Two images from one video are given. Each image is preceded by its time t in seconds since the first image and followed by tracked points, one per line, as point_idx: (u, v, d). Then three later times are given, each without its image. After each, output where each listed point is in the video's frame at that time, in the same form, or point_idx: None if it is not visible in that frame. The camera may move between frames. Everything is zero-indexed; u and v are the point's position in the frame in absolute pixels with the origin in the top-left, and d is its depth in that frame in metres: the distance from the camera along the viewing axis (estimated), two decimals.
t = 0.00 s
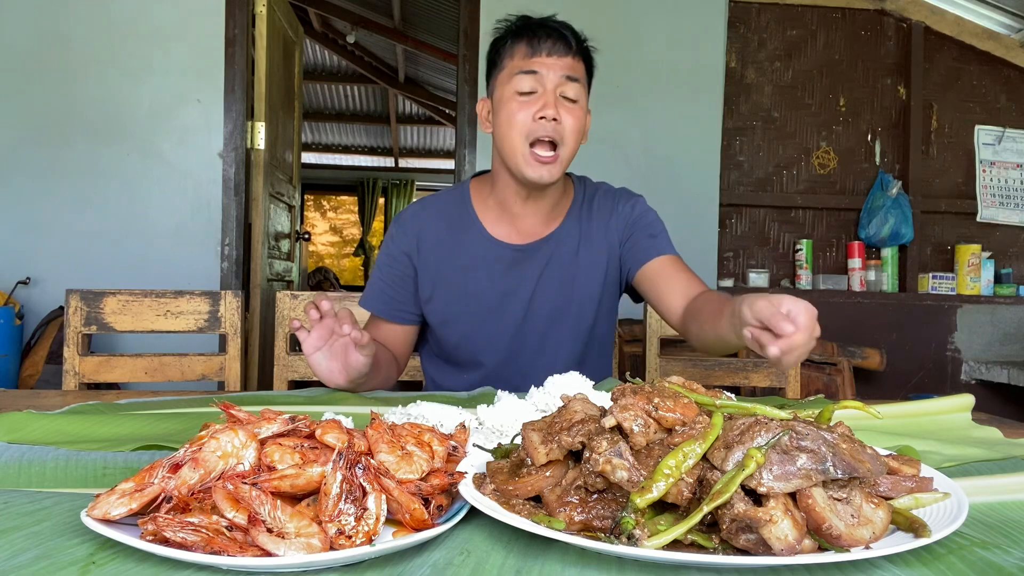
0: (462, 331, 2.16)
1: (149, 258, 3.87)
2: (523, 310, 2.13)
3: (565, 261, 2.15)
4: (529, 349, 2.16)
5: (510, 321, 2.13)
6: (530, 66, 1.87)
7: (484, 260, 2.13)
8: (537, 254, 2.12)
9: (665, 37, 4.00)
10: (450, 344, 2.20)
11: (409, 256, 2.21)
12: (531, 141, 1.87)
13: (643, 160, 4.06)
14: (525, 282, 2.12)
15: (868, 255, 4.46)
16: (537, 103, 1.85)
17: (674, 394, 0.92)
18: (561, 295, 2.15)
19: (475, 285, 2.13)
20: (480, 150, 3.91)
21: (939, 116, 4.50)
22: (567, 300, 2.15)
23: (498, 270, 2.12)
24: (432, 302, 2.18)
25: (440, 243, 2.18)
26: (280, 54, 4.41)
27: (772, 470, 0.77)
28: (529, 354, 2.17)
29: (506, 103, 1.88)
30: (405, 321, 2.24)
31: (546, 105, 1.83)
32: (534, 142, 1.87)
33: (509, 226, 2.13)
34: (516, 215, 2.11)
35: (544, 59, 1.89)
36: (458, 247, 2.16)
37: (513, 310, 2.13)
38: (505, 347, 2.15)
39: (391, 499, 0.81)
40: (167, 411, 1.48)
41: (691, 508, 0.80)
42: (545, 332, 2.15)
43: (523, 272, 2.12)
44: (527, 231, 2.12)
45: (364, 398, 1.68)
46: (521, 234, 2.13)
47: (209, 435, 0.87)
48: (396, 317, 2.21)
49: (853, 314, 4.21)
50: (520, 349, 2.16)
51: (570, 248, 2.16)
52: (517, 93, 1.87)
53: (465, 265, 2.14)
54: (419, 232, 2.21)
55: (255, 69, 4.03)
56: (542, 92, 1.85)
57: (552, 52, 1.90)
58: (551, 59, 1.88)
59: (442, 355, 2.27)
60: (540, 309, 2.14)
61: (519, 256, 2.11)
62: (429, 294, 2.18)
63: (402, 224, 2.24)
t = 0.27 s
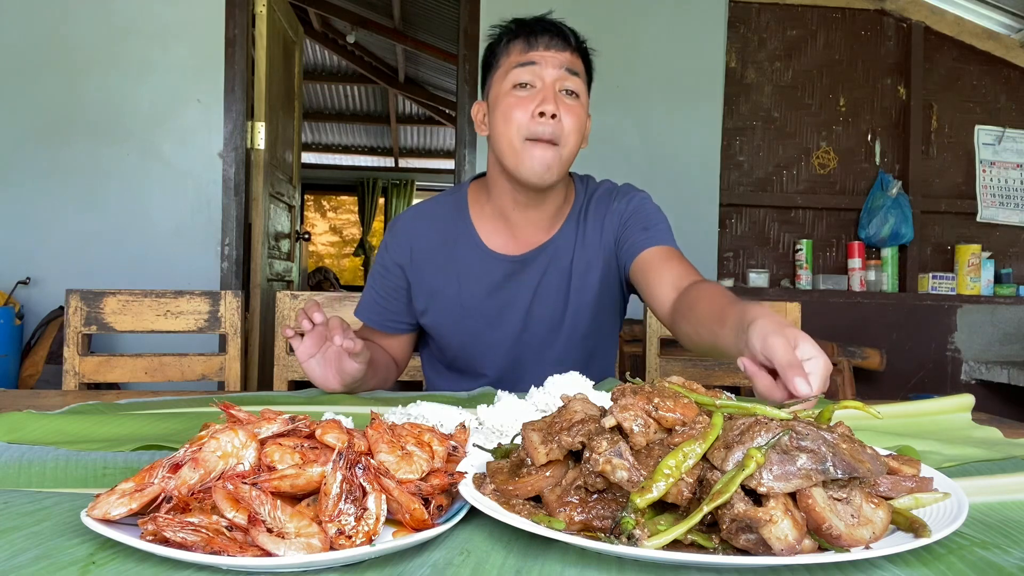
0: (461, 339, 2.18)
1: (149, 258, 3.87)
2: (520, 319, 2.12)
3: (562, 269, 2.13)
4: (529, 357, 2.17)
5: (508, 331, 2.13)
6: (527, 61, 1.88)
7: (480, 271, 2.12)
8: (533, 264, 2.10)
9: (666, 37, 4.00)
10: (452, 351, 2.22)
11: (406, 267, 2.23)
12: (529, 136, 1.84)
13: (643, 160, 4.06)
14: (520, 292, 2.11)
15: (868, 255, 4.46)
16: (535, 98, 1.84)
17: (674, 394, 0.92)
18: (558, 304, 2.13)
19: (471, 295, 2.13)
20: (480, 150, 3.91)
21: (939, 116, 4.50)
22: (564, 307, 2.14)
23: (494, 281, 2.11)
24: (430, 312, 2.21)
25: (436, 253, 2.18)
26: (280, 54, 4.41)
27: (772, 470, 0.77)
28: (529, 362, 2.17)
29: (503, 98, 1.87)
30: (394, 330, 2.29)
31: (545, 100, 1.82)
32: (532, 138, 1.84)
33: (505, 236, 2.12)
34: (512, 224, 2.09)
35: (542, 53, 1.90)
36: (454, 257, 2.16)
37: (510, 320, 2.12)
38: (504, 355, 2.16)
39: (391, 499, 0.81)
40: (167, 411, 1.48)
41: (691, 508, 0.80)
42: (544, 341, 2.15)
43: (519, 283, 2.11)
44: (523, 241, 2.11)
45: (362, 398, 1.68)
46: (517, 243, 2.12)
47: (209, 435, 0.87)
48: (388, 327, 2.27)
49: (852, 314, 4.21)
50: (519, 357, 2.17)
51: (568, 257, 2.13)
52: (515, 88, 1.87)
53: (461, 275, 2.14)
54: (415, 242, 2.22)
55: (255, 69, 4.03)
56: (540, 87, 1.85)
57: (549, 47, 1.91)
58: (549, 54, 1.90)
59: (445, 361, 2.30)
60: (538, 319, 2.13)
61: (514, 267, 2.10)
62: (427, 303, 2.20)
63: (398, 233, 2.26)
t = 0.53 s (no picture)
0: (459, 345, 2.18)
1: (149, 258, 3.87)
2: (518, 325, 2.13)
3: (559, 275, 2.12)
4: (528, 361, 2.18)
5: (506, 337, 2.13)
6: (525, 69, 1.87)
7: (476, 279, 2.11)
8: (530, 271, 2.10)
9: (666, 36, 4.00)
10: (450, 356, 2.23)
11: (400, 276, 2.22)
12: (526, 146, 1.85)
13: (643, 160, 4.06)
14: (516, 299, 2.11)
15: (868, 255, 4.46)
16: (532, 107, 1.84)
17: (674, 394, 0.92)
18: (556, 310, 2.13)
19: (468, 303, 2.13)
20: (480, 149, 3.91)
21: (939, 116, 4.50)
22: (560, 313, 2.14)
23: (490, 289, 2.10)
24: (426, 319, 2.21)
25: (431, 261, 2.17)
26: (280, 54, 4.41)
27: (772, 470, 0.77)
28: (528, 366, 2.19)
29: (499, 106, 1.87)
30: (393, 336, 2.29)
31: (542, 111, 1.82)
32: (528, 148, 1.85)
33: (501, 242, 2.12)
34: (508, 231, 2.09)
35: (540, 61, 1.88)
36: (449, 265, 2.15)
37: (508, 326, 2.13)
38: (503, 360, 2.16)
39: (391, 499, 0.81)
40: (167, 411, 1.48)
41: (691, 508, 0.80)
42: (542, 346, 2.16)
43: (515, 290, 2.11)
44: (519, 247, 2.11)
45: (363, 398, 1.68)
46: (512, 251, 2.11)
47: (209, 435, 0.87)
48: (385, 335, 2.27)
49: (853, 314, 4.21)
50: (518, 361, 2.18)
51: (564, 262, 2.13)
52: (512, 97, 1.86)
53: (457, 283, 2.14)
54: (409, 250, 2.21)
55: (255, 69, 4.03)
56: (537, 97, 1.85)
57: (548, 55, 1.89)
58: (547, 61, 1.88)
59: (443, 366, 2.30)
60: (535, 325, 2.14)
61: (511, 275, 2.09)
62: (423, 310, 2.20)
63: (391, 242, 2.24)
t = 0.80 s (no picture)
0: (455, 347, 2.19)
1: (149, 258, 3.87)
2: (513, 327, 2.13)
3: (553, 277, 2.12)
4: (523, 362, 2.18)
5: (501, 338, 2.13)
6: (517, 79, 1.86)
7: (470, 281, 2.11)
8: (525, 272, 2.10)
9: (666, 36, 3.99)
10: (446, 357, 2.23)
11: (395, 278, 2.23)
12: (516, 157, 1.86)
13: (642, 160, 4.06)
14: (509, 301, 2.11)
15: (868, 255, 4.46)
16: (523, 118, 1.83)
17: (674, 394, 0.92)
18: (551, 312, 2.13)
19: (463, 304, 2.13)
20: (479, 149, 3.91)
21: (939, 116, 4.50)
22: (555, 314, 2.14)
23: (485, 290, 2.10)
24: (421, 322, 2.21)
25: (425, 263, 2.18)
26: (281, 54, 4.41)
27: (772, 470, 0.77)
28: (524, 367, 2.19)
29: (491, 116, 1.87)
30: (392, 336, 2.29)
31: (534, 122, 1.82)
32: (519, 158, 1.86)
33: (495, 244, 2.12)
34: (503, 233, 2.08)
35: (532, 70, 1.87)
36: (443, 267, 2.15)
37: (503, 328, 2.12)
38: (499, 362, 2.17)
39: (391, 499, 0.81)
40: (167, 411, 1.48)
41: (691, 508, 0.80)
42: (537, 347, 2.16)
43: (510, 291, 2.11)
44: (514, 247, 2.10)
45: (363, 398, 1.68)
46: (507, 251, 2.11)
47: (209, 435, 0.87)
48: (382, 337, 2.28)
49: (853, 314, 4.21)
50: (514, 363, 2.18)
51: (559, 264, 2.13)
52: (503, 107, 1.86)
53: (452, 285, 2.14)
54: (404, 253, 2.22)
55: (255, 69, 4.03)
56: (529, 108, 1.84)
57: (539, 64, 1.88)
58: (539, 70, 1.87)
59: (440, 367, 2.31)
60: (530, 327, 2.14)
61: (505, 276, 2.09)
62: (419, 312, 2.21)
63: (386, 244, 2.25)
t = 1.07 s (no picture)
0: (453, 343, 2.17)
1: (149, 258, 3.87)
2: (512, 322, 2.12)
3: (552, 271, 2.13)
4: (522, 358, 2.17)
5: (500, 333, 2.12)
6: (513, 78, 1.85)
7: (469, 275, 2.11)
8: (523, 266, 2.10)
9: (666, 36, 3.99)
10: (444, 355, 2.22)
11: (394, 274, 2.21)
12: (512, 156, 1.86)
13: (642, 160, 4.06)
14: (512, 295, 2.11)
15: (868, 255, 4.46)
16: (520, 117, 1.83)
17: (674, 394, 0.92)
18: (550, 305, 2.14)
19: (461, 299, 2.13)
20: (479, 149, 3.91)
21: (939, 116, 4.50)
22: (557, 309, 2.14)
23: (483, 284, 2.10)
24: (421, 317, 2.19)
25: (423, 259, 2.17)
26: (281, 54, 4.41)
27: (772, 470, 0.77)
28: (523, 363, 2.18)
29: (487, 116, 1.87)
30: (391, 334, 2.28)
31: (530, 123, 1.82)
32: (515, 157, 1.86)
33: (492, 238, 2.11)
34: (500, 228, 2.08)
35: (528, 70, 1.86)
36: (441, 263, 2.15)
37: (501, 322, 2.12)
38: (499, 358, 2.16)
39: (391, 499, 0.81)
40: (167, 411, 1.48)
41: (691, 508, 0.80)
42: (536, 342, 2.15)
43: (508, 285, 2.11)
44: (512, 241, 2.10)
45: (363, 398, 1.68)
46: (505, 246, 2.11)
47: (209, 435, 0.87)
48: (380, 333, 2.26)
49: (853, 314, 4.21)
50: (513, 358, 2.17)
51: (557, 258, 2.14)
52: (499, 106, 1.85)
53: (449, 280, 2.14)
54: (401, 249, 2.21)
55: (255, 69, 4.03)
56: (525, 107, 1.83)
57: (535, 64, 1.87)
58: (535, 70, 1.86)
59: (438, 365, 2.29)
60: (531, 322, 2.14)
61: (507, 271, 2.10)
62: (417, 309, 2.19)
63: (383, 242, 2.24)
